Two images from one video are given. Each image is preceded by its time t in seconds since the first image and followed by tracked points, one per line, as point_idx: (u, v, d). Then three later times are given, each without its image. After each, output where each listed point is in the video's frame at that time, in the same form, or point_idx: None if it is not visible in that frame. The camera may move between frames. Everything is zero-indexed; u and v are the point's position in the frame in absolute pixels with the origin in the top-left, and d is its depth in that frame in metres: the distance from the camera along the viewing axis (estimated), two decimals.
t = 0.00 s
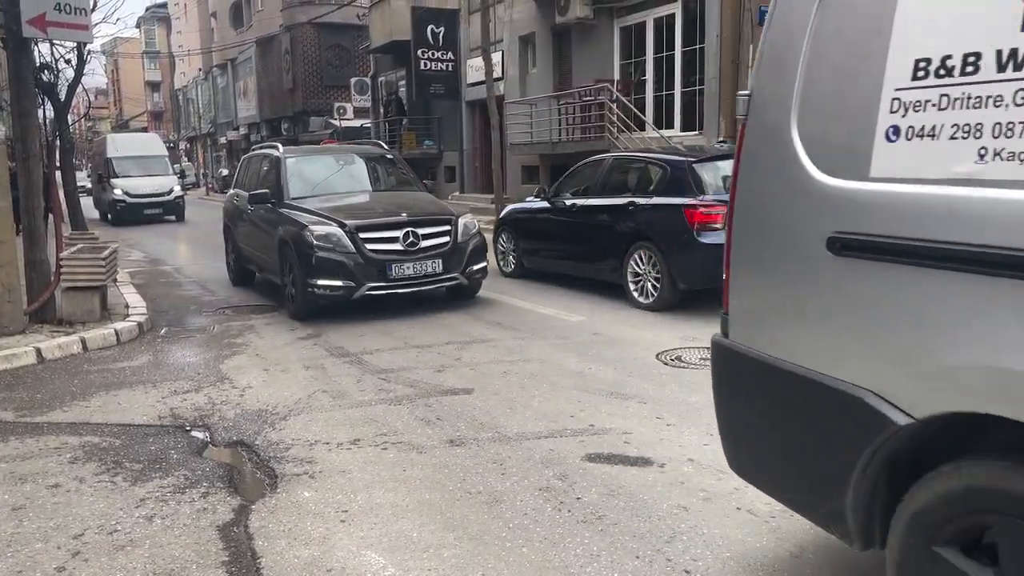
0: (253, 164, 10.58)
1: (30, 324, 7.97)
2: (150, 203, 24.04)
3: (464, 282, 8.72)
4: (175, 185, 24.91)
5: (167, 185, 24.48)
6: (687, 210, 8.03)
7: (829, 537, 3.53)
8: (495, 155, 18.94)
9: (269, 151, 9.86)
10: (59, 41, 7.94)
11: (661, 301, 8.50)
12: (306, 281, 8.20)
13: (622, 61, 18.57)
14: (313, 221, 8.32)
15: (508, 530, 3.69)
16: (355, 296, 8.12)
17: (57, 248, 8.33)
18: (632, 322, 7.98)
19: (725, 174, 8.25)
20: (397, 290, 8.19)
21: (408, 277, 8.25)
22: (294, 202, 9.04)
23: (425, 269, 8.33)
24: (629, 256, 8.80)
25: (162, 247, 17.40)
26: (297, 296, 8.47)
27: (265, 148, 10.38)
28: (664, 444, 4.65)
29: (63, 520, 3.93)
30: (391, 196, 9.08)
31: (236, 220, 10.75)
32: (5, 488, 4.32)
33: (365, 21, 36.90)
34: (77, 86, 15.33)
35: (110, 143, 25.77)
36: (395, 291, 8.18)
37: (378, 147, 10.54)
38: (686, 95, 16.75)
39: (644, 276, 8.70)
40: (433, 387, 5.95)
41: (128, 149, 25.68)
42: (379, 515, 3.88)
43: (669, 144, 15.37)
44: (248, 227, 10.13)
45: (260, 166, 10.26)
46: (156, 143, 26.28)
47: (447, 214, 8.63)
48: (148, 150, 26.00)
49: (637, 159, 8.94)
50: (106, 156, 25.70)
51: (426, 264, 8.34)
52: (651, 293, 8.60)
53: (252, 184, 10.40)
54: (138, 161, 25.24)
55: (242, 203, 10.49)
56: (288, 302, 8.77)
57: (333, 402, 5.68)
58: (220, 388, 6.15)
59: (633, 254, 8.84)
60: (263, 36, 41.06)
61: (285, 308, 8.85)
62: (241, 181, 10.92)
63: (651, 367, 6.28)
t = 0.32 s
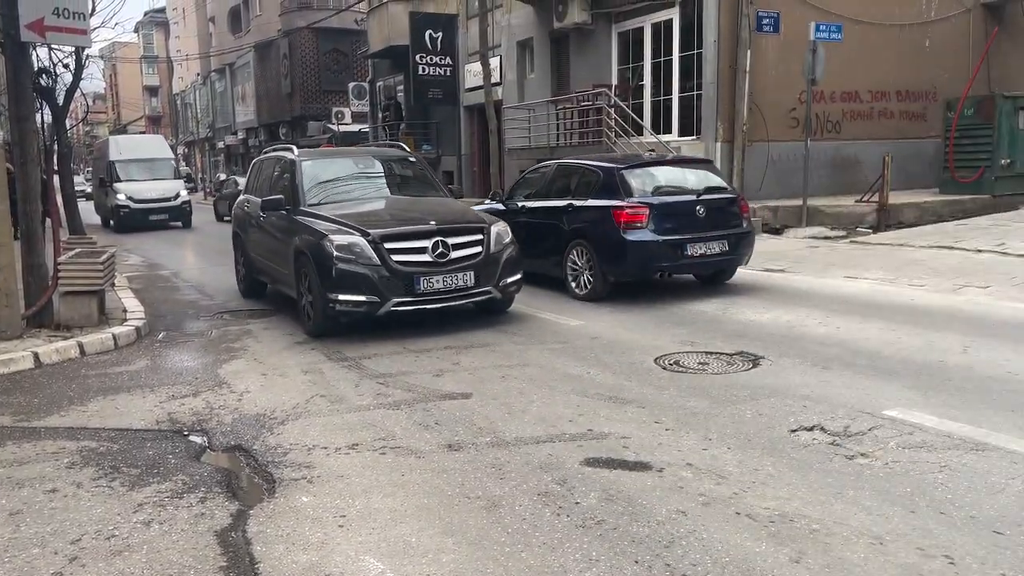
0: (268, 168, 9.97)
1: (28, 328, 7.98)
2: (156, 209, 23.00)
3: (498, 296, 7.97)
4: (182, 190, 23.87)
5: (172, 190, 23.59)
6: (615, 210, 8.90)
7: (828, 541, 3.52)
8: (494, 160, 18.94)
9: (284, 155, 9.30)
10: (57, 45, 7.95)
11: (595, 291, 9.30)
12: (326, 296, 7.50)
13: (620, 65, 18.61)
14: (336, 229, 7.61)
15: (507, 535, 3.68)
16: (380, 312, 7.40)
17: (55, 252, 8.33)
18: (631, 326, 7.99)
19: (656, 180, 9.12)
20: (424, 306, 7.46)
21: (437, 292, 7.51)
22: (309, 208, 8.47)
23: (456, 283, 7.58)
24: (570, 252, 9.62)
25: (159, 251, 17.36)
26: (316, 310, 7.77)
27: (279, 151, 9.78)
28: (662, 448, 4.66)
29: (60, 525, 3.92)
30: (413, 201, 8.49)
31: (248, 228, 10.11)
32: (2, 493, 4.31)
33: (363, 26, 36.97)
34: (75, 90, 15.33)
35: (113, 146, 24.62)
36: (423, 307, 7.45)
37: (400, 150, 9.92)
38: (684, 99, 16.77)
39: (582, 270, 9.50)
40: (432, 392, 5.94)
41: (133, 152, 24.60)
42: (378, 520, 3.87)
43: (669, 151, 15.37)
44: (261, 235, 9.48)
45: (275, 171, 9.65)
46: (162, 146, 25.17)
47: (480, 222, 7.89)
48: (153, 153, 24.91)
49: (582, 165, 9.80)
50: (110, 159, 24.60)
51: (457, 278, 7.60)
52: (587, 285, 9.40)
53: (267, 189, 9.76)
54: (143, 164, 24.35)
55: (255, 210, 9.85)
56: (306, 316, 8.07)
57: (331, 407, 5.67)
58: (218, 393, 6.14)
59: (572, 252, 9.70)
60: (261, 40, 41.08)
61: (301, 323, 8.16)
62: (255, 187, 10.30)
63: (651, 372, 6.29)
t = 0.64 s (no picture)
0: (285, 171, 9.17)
1: (26, 333, 7.97)
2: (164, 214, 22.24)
3: (543, 313, 7.16)
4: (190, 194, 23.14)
5: (181, 195, 22.83)
6: (556, 212, 10.00)
7: (826, 546, 3.52)
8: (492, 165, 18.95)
9: (304, 159, 8.49)
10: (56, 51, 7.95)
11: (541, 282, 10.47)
12: (353, 314, 6.74)
13: (618, 71, 18.65)
14: (364, 239, 6.85)
15: (505, 540, 3.68)
16: (413, 332, 6.62)
17: (54, 257, 8.32)
18: (630, 330, 7.99)
19: (594, 184, 10.22)
20: (462, 325, 6.68)
21: (476, 309, 6.72)
22: (332, 215, 7.63)
23: (496, 299, 6.79)
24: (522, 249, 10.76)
25: (158, 256, 17.32)
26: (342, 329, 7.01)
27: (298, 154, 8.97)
28: (660, 452, 4.66)
29: (57, 530, 3.91)
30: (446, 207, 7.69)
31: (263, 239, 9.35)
32: None
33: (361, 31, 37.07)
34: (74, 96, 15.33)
35: (117, 148, 23.74)
36: (460, 325, 6.67)
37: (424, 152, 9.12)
38: (682, 104, 16.78)
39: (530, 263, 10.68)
40: (429, 396, 5.94)
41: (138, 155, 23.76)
42: (376, 525, 3.87)
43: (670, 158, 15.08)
44: (278, 245, 8.69)
45: (293, 175, 8.84)
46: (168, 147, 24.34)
47: (522, 231, 7.10)
48: (159, 155, 24.08)
49: (528, 171, 10.84)
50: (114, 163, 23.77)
51: (498, 293, 6.80)
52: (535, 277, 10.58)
53: (284, 195, 8.98)
54: (149, 167, 23.51)
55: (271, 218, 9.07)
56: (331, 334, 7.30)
57: (329, 412, 5.67)
58: (216, 397, 6.13)
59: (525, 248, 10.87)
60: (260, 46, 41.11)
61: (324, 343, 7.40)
62: (270, 194, 9.52)
63: (650, 376, 6.29)
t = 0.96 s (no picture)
0: (307, 176, 8.35)
1: (24, 339, 7.94)
2: (174, 220, 21.00)
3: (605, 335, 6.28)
4: (201, 200, 21.91)
5: (190, 199, 21.50)
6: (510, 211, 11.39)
7: (825, 551, 3.52)
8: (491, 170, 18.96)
9: (330, 163, 7.69)
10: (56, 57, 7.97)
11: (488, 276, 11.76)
12: (393, 337, 5.88)
13: (616, 76, 18.69)
14: (405, 251, 6.01)
15: (503, 546, 3.68)
16: (462, 358, 5.75)
17: (52, 262, 8.30)
18: (629, 335, 7.99)
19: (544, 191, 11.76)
20: (518, 351, 5.80)
21: (535, 332, 5.83)
22: (363, 226, 6.87)
23: (556, 320, 5.90)
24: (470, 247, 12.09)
25: (156, 262, 17.30)
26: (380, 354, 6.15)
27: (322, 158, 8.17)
28: (659, 457, 4.66)
29: (55, 536, 3.90)
30: (491, 216, 6.86)
31: (283, 251, 8.52)
32: None
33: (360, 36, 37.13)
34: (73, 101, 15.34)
35: (121, 150, 22.52)
36: (516, 351, 5.79)
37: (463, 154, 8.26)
38: (680, 109, 16.83)
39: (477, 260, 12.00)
40: (428, 401, 5.93)
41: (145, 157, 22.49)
42: (374, 531, 3.86)
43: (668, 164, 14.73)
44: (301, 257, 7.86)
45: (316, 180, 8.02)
46: (175, 151, 23.13)
47: (582, 242, 6.23)
48: (167, 158, 22.87)
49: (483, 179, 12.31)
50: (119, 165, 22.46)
51: (558, 313, 5.91)
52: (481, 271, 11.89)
53: (307, 203, 8.15)
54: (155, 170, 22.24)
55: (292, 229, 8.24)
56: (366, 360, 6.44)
57: (328, 417, 5.66)
58: (215, 403, 6.13)
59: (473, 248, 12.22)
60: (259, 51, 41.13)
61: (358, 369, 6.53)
62: (290, 202, 8.69)
63: (649, 381, 6.29)
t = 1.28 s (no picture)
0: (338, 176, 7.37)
1: (24, 344, 7.94)
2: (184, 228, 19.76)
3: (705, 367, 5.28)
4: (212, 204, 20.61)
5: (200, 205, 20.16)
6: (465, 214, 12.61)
7: (826, 557, 3.51)
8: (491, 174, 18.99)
9: (370, 162, 6.68)
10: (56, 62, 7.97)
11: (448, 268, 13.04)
12: (461, 373, 4.91)
13: (615, 81, 18.72)
14: (472, 266, 5.03)
15: (503, 551, 3.67)
16: (544, 398, 4.78)
17: (52, 268, 8.29)
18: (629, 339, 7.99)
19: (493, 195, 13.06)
20: (610, 390, 4.81)
21: (629, 366, 4.84)
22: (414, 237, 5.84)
23: (654, 350, 4.90)
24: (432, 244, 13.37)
25: (155, 267, 17.30)
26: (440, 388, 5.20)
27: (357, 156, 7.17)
28: (660, 462, 4.66)
29: (55, 542, 3.90)
30: (563, 227, 5.82)
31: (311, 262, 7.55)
32: None
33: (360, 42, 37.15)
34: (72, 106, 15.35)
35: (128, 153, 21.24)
36: (607, 389, 4.81)
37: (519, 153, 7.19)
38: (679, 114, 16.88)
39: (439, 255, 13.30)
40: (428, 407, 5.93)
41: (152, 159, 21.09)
42: (374, 536, 3.86)
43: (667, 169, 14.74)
44: (337, 272, 6.85)
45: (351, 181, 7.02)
46: (182, 151, 21.71)
47: (678, 258, 5.23)
48: (174, 159, 21.46)
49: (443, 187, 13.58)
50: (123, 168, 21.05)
51: (656, 343, 4.91)
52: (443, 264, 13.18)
53: (340, 209, 7.15)
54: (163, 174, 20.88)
55: (322, 237, 7.26)
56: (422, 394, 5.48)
57: (328, 422, 5.66)
58: (215, 408, 6.12)
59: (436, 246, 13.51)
60: (259, 56, 41.20)
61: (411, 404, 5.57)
62: (318, 207, 7.69)
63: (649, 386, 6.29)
